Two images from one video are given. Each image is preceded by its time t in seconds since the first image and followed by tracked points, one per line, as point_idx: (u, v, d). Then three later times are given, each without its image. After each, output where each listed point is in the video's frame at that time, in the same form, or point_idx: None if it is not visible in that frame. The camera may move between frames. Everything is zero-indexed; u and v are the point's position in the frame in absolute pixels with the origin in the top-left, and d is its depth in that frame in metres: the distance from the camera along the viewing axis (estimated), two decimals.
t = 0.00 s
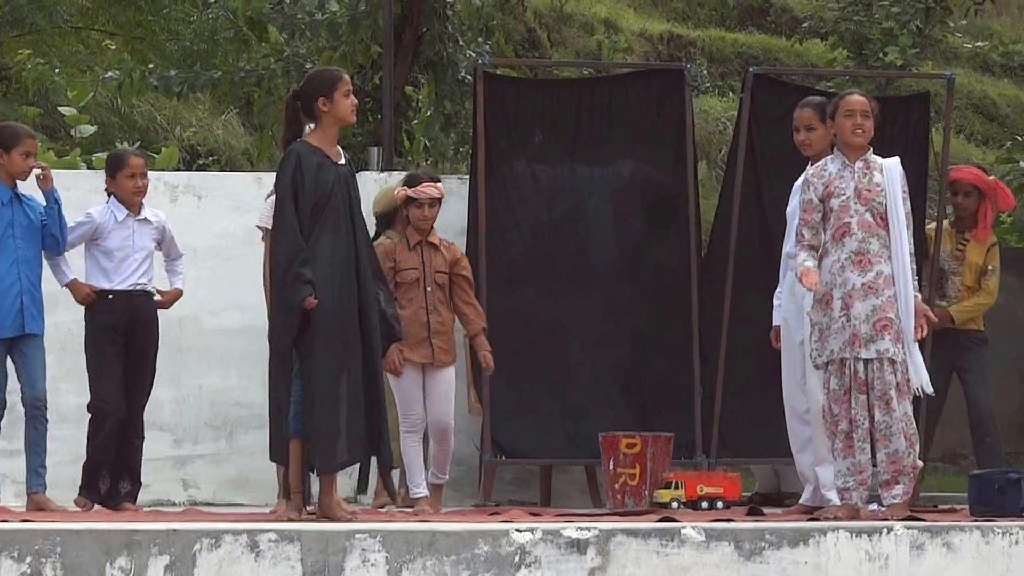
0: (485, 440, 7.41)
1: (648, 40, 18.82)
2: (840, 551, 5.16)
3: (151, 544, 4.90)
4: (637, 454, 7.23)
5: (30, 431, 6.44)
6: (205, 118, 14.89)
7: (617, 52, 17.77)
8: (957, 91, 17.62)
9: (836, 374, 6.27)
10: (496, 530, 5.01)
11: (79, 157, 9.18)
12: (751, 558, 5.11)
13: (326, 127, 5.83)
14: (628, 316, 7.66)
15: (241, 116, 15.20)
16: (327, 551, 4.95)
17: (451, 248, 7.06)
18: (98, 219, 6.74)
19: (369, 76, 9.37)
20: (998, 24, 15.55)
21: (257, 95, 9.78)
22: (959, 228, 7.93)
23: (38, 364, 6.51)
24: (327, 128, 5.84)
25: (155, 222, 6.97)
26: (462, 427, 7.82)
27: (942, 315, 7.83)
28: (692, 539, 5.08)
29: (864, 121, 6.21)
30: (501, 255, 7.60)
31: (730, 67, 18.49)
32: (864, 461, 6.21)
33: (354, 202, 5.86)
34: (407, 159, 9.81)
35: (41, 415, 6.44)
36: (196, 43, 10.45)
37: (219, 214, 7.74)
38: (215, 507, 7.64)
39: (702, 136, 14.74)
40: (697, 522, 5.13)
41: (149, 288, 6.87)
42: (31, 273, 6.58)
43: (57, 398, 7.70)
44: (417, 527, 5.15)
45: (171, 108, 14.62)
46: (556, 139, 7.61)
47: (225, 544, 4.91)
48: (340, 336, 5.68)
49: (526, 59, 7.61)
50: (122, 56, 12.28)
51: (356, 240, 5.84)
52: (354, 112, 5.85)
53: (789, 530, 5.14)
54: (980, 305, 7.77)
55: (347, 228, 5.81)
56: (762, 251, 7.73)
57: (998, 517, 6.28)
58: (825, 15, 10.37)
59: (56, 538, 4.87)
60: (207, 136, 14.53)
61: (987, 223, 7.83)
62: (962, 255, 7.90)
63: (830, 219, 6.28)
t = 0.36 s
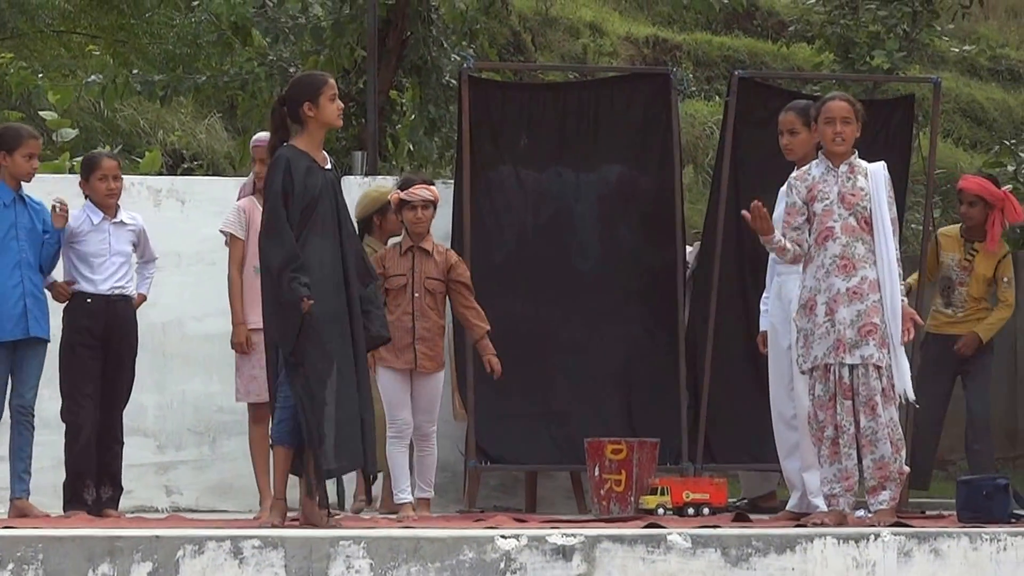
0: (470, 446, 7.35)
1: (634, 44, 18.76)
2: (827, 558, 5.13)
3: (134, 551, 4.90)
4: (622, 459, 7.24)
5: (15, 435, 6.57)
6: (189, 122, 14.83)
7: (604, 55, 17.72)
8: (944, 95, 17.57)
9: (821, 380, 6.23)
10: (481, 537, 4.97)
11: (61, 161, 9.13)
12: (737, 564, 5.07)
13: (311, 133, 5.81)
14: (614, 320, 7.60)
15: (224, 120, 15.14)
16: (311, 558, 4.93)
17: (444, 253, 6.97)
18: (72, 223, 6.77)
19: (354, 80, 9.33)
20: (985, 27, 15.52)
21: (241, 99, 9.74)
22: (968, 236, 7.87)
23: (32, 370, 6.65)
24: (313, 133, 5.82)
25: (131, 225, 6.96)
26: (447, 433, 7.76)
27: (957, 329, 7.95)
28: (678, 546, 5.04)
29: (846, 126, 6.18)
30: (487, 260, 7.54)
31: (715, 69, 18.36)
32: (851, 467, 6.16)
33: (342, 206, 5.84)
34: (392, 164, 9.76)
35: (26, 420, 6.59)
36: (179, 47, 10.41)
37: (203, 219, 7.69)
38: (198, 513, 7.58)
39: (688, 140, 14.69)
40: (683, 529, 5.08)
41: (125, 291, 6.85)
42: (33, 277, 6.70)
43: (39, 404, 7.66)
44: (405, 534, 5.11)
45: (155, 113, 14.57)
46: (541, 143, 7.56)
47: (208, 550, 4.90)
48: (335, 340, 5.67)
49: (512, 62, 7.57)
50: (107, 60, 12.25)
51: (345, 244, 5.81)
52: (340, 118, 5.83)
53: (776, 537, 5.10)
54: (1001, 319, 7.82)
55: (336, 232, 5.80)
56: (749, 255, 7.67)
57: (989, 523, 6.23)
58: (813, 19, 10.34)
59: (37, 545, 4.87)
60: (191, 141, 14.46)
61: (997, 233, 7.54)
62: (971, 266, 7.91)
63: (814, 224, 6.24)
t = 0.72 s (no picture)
0: (449, 460, 7.31)
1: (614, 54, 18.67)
2: (811, 572, 5.11)
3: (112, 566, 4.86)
4: (604, 474, 7.22)
5: None
6: (167, 135, 14.75)
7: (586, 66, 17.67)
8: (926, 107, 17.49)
9: (801, 395, 6.19)
10: (462, 552, 4.95)
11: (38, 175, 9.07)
12: None
13: (292, 144, 5.71)
14: (597, 333, 7.55)
15: (203, 132, 15.12)
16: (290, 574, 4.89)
17: (426, 266, 6.91)
18: (43, 233, 6.86)
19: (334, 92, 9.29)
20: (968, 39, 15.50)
21: (221, 111, 9.68)
22: (956, 242, 7.81)
23: (17, 387, 6.69)
24: (294, 145, 5.72)
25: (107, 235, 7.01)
26: (427, 447, 7.70)
27: (953, 336, 7.86)
28: (660, 560, 5.03)
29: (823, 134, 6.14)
30: (468, 272, 7.49)
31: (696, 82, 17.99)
32: (834, 480, 6.12)
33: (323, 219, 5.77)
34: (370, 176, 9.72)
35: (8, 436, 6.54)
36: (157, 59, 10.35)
37: (182, 231, 7.63)
38: (177, 528, 7.53)
39: (670, 152, 14.62)
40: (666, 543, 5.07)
41: (97, 300, 6.89)
42: (23, 292, 6.69)
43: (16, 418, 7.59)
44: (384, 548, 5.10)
45: (133, 126, 14.49)
46: (522, 155, 7.51)
47: (184, 564, 4.87)
48: (327, 353, 5.59)
49: (493, 74, 7.53)
50: (87, 70, 12.19)
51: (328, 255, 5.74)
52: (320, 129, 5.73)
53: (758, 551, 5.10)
54: (998, 324, 7.70)
55: (320, 244, 5.71)
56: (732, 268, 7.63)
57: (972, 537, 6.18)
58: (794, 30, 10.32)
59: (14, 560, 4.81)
60: (169, 154, 14.38)
61: (983, 240, 7.64)
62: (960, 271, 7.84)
63: (795, 238, 6.20)
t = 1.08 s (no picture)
0: (429, 471, 7.30)
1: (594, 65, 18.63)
2: None
3: None
4: (584, 484, 7.21)
5: None
6: (147, 145, 14.70)
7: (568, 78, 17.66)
8: (907, 118, 17.17)
9: (779, 405, 6.20)
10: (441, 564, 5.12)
11: (15, 186, 9.05)
12: None
13: (271, 153, 5.70)
14: (578, 344, 7.54)
15: (184, 143, 15.06)
16: None
17: (387, 277, 6.95)
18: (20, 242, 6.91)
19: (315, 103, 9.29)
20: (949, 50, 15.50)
21: (200, 122, 9.68)
22: (929, 250, 7.89)
23: None
24: (272, 156, 5.71)
25: (83, 246, 7.06)
26: (407, 458, 7.69)
27: (926, 345, 7.89)
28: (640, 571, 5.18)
29: (802, 148, 6.15)
30: (448, 284, 7.49)
31: (675, 94, 17.96)
32: (813, 491, 6.13)
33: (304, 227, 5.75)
34: (351, 187, 9.72)
35: None
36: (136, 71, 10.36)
37: (162, 242, 7.62)
38: (156, 540, 7.51)
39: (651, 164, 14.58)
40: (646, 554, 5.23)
41: (76, 310, 6.93)
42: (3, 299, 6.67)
43: None
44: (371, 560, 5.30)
45: (113, 137, 14.47)
46: (502, 166, 7.52)
47: None
48: (305, 361, 5.58)
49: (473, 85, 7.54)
50: (67, 81, 12.19)
51: (308, 263, 5.71)
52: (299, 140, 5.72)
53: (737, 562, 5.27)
54: (960, 330, 7.73)
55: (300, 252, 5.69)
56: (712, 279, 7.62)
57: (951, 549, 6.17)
58: (773, 41, 10.32)
59: None
60: (149, 165, 14.35)
61: (956, 248, 7.56)
62: (934, 280, 7.91)
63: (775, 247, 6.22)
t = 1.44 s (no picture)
0: (438, 479, 7.33)
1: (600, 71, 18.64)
2: None
3: None
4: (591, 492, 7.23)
5: None
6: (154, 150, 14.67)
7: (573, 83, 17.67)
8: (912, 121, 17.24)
9: (791, 411, 6.33)
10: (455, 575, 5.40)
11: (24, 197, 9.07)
12: None
13: (274, 166, 6.00)
14: (585, 353, 7.57)
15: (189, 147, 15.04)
16: None
17: (369, 286, 7.16)
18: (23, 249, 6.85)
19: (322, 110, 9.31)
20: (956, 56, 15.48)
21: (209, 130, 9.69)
22: (924, 260, 7.91)
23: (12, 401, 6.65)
24: (276, 168, 6.02)
25: (84, 252, 7.00)
26: (414, 465, 7.73)
27: (924, 357, 7.91)
28: None
29: (817, 159, 6.27)
30: (456, 293, 7.52)
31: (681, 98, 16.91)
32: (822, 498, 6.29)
33: (308, 238, 6.02)
34: (360, 196, 9.73)
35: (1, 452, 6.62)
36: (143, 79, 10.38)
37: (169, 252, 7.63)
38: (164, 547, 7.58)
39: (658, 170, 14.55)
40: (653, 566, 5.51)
41: (80, 318, 6.90)
42: (16, 306, 6.66)
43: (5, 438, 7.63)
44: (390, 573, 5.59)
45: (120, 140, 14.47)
46: (508, 177, 7.55)
47: None
48: (302, 369, 5.90)
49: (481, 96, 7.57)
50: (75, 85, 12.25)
51: (308, 273, 5.98)
52: (302, 151, 5.96)
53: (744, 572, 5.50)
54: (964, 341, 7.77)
55: (299, 263, 5.97)
56: (719, 289, 7.66)
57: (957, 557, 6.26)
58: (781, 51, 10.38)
59: None
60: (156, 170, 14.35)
61: (952, 256, 7.81)
62: (929, 290, 7.91)
63: (791, 256, 6.36)
